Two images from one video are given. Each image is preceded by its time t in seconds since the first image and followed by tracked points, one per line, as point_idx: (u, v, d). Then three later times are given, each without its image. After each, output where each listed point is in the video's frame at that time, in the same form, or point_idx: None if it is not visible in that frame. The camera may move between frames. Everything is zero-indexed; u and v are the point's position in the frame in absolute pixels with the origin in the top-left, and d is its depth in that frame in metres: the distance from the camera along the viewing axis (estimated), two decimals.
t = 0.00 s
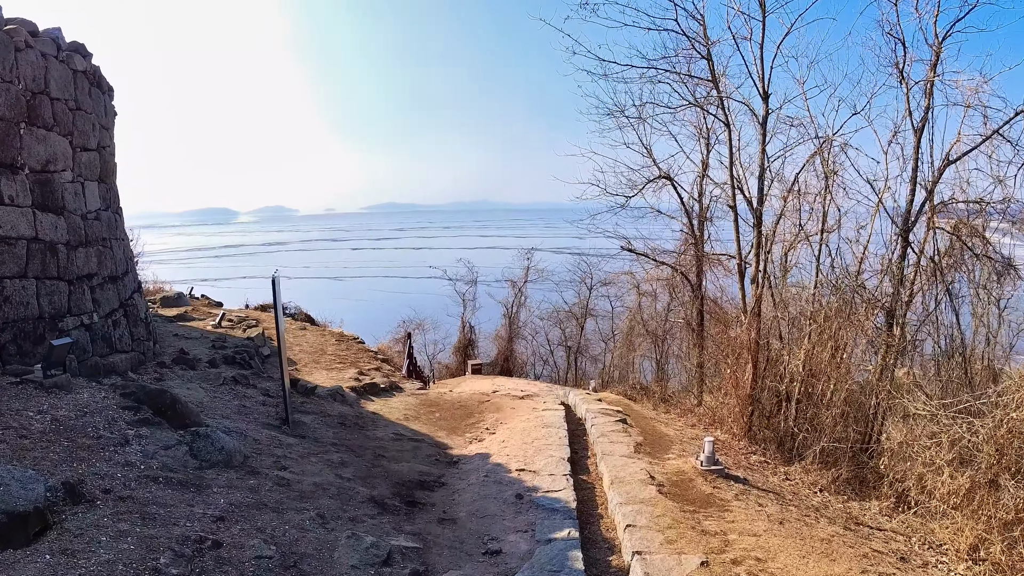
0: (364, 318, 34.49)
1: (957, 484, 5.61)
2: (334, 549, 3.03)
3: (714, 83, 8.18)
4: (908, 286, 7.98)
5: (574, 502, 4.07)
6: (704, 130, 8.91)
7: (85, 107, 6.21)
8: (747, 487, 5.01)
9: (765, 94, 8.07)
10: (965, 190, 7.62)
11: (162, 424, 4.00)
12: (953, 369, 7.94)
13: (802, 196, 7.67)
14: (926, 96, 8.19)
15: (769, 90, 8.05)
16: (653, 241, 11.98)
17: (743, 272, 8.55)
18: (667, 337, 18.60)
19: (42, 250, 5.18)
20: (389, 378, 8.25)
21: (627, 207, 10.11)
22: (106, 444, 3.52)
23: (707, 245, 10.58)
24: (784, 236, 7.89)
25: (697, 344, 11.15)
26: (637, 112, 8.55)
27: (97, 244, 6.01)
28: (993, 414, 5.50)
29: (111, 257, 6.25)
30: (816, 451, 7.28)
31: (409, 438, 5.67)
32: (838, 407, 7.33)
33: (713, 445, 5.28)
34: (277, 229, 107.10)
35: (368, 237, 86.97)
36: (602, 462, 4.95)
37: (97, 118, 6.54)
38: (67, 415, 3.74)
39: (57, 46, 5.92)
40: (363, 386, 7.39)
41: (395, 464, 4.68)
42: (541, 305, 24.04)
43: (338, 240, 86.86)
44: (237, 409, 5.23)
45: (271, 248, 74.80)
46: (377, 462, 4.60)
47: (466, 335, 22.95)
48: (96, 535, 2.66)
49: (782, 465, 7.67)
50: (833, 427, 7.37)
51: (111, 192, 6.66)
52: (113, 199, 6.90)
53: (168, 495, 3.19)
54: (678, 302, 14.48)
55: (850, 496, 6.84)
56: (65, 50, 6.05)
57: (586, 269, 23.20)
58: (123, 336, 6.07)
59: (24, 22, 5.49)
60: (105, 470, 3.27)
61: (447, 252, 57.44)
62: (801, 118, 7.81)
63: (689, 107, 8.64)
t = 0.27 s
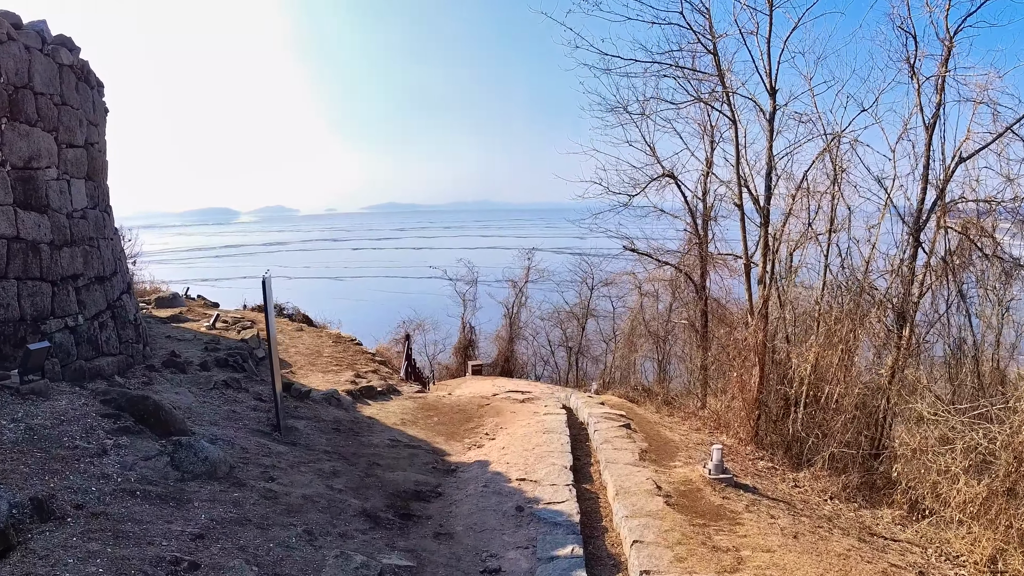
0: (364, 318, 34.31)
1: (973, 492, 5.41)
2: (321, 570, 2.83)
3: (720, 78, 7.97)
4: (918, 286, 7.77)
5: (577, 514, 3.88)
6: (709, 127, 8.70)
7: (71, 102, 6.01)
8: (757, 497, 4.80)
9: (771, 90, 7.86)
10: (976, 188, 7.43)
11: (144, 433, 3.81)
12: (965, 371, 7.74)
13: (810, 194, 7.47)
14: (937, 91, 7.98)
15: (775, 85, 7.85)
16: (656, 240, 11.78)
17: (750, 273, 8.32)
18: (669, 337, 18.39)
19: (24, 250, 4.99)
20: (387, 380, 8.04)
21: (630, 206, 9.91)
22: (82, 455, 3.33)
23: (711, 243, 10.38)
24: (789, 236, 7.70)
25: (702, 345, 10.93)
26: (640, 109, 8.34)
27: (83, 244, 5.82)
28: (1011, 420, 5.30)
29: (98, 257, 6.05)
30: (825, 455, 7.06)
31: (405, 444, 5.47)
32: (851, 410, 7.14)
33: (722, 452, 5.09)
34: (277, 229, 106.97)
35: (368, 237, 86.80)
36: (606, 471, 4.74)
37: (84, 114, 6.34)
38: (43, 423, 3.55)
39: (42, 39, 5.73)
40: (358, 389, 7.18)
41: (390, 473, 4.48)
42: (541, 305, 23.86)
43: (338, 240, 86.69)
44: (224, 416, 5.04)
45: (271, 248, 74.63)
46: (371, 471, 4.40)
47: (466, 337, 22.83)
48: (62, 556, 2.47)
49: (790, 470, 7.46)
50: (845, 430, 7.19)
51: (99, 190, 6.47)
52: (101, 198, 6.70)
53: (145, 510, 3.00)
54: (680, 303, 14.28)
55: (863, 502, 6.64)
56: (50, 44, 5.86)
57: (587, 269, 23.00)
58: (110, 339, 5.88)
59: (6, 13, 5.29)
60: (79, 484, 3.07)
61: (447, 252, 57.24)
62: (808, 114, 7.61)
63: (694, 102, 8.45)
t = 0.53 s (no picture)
0: (363, 318, 34.12)
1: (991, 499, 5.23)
2: None
3: (726, 73, 7.78)
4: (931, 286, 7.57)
5: (582, 525, 3.70)
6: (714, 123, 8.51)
7: (58, 96, 5.83)
8: (767, 505, 4.64)
9: (778, 85, 7.67)
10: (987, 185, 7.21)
11: (127, 440, 3.63)
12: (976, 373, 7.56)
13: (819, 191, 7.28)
14: (948, 86, 7.80)
15: (783, 80, 7.66)
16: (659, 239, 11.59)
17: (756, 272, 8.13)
18: (671, 337, 18.22)
19: (6, 248, 4.81)
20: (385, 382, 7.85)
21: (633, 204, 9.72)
22: (58, 463, 3.14)
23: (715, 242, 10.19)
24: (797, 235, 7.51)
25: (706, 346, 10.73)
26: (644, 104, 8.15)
27: (70, 242, 5.63)
28: None
29: (86, 255, 5.87)
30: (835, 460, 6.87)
31: (403, 449, 5.29)
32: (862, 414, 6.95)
33: (731, 458, 4.92)
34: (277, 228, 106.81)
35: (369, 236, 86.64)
36: (612, 478, 4.56)
37: (73, 109, 6.16)
38: (19, 429, 3.37)
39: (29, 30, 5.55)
40: (355, 391, 7.00)
41: (386, 480, 4.30)
42: (542, 305, 23.68)
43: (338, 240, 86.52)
44: (214, 421, 4.86)
45: (271, 248, 74.45)
46: (366, 478, 4.21)
47: (466, 337, 22.70)
48: None
49: (798, 475, 7.26)
50: (855, 434, 7.01)
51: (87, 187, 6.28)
52: (90, 195, 6.51)
53: (123, 524, 2.82)
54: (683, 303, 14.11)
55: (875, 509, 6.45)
56: (38, 35, 5.68)
57: (588, 268, 22.83)
58: (98, 340, 5.69)
59: None
60: (52, 495, 2.89)
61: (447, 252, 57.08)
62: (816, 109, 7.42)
63: (699, 97, 8.26)
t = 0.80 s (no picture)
0: (363, 318, 33.96)
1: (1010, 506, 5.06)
2: None
3: (731, 67, 7.60)
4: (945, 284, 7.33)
5: (585, 536, 3.52)
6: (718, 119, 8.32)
7: (44, 90, 5.65)
8: (778, 513, 4.47)
9: (785, 79, 7.50)
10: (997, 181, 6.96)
11: (107, 446, 3.45)
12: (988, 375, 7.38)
13: (828, 188, 7.10)
14: (958, 81, 7.63)
15: (789, 74, 7.49)
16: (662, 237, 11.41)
17: (762, 271, 7.95)
18: (673, 337, 18.07)
19: None
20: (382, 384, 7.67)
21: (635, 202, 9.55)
22: (30, 472, 2.97)
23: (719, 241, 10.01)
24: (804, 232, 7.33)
25: (710, 347, 10.55)
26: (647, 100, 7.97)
27: (56, 240, 5.46)
28: None
29: (73, 254, 5.69)
30: (844, 464, 6.69)
31: (399, 454, 5.11)
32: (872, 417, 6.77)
33: (740, 463, 4.75)
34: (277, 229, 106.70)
35: (369, 236, 86.49)
36: (615, 485, 4.38)
37: (59, 104, 5.98)
38: None
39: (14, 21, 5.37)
40: (351, 394, 6.82)
41: (380, 488, 4.12)
42: (542, 305, 23.52)
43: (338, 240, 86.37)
44: (203, 425, 4.68)
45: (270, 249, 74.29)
46: (359, 486, 4.04)
47: (466, 337, 22.56)
48: None
49: (806, 479, 7.08)
50: (865, 437, 6.83)
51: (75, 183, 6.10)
52: (78, 192, 6.33)
53: (96, 538, 2.64)
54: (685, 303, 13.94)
55: (886, 514, 6.28)
56: (23, 27, 5.50)
57: (589, 268, 22.67)
58: (85, 341, 5.51)
59: None
60: (22, 506, 2.71)
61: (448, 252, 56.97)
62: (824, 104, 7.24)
63: (703, 93, 8.08)
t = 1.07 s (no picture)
0: (362, 318, 33.79)
1: None
2: None
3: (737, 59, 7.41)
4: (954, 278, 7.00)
5: (589, 544, 3.35)
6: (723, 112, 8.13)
7: (29, 79, 5.47)
8: (788, 519, 4.30)
9: (792, 71, 7.31)
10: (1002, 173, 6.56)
11: (83, 447, 3.27)
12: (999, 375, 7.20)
13: (836, 182, 6.91)
14: (969, 74, 7.45)
15: (796, 66, 7.30)
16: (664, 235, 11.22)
17: (767, 268, 7.76)
18: (674, 337, 17.89)
19: None
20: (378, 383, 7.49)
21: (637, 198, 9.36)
22: None
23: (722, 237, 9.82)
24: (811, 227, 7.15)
25: (713, 346, 10.36)
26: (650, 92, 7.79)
27: (40, 234, 5.27)
28: None
29: (59, 249, 5.51)
30: (853, 467, 6.51)
31: (395, 455, 4.93)
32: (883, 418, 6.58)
33: (749, 466, 4.59)
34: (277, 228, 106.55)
35: (368, 236, 86.32)
36: (619, 489, 4.20)
37: (45, 94, 5.79)
38: None
39: None
40: (347, 393, 6.64)
41: (374, 491, 3.95)
42: (543, 305, 23.36)
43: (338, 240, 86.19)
44: (189, 427, 4.50)
45: (270, 248, 74.15)
46: (351, 490, 3.85)
47: (465, 336, 22.37)
48: None
49: (814, 482, 6.90)
50: (875, 439, 6.65)
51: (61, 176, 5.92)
52: (65, 185, 6.14)
53: (64, 546, 2.46)
54: (687, 301, 13.77)
55: (897, 518, 6.09)
56: (7, 13, 5.31)
57: (589, 267, 22.49)
58: (70, 339, 5.33)
59: None
60: None
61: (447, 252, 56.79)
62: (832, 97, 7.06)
63: (708, 85, 7.90)
